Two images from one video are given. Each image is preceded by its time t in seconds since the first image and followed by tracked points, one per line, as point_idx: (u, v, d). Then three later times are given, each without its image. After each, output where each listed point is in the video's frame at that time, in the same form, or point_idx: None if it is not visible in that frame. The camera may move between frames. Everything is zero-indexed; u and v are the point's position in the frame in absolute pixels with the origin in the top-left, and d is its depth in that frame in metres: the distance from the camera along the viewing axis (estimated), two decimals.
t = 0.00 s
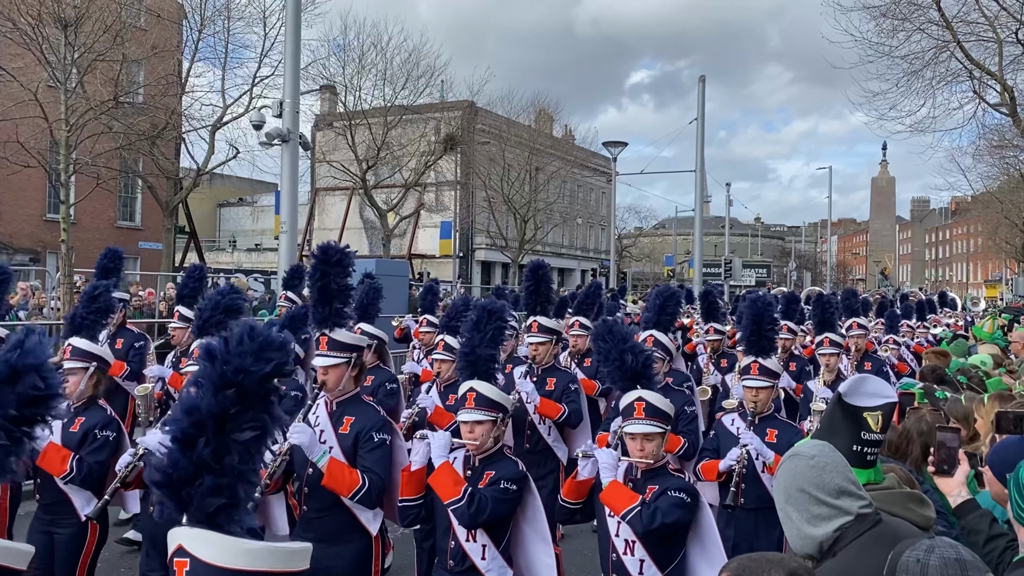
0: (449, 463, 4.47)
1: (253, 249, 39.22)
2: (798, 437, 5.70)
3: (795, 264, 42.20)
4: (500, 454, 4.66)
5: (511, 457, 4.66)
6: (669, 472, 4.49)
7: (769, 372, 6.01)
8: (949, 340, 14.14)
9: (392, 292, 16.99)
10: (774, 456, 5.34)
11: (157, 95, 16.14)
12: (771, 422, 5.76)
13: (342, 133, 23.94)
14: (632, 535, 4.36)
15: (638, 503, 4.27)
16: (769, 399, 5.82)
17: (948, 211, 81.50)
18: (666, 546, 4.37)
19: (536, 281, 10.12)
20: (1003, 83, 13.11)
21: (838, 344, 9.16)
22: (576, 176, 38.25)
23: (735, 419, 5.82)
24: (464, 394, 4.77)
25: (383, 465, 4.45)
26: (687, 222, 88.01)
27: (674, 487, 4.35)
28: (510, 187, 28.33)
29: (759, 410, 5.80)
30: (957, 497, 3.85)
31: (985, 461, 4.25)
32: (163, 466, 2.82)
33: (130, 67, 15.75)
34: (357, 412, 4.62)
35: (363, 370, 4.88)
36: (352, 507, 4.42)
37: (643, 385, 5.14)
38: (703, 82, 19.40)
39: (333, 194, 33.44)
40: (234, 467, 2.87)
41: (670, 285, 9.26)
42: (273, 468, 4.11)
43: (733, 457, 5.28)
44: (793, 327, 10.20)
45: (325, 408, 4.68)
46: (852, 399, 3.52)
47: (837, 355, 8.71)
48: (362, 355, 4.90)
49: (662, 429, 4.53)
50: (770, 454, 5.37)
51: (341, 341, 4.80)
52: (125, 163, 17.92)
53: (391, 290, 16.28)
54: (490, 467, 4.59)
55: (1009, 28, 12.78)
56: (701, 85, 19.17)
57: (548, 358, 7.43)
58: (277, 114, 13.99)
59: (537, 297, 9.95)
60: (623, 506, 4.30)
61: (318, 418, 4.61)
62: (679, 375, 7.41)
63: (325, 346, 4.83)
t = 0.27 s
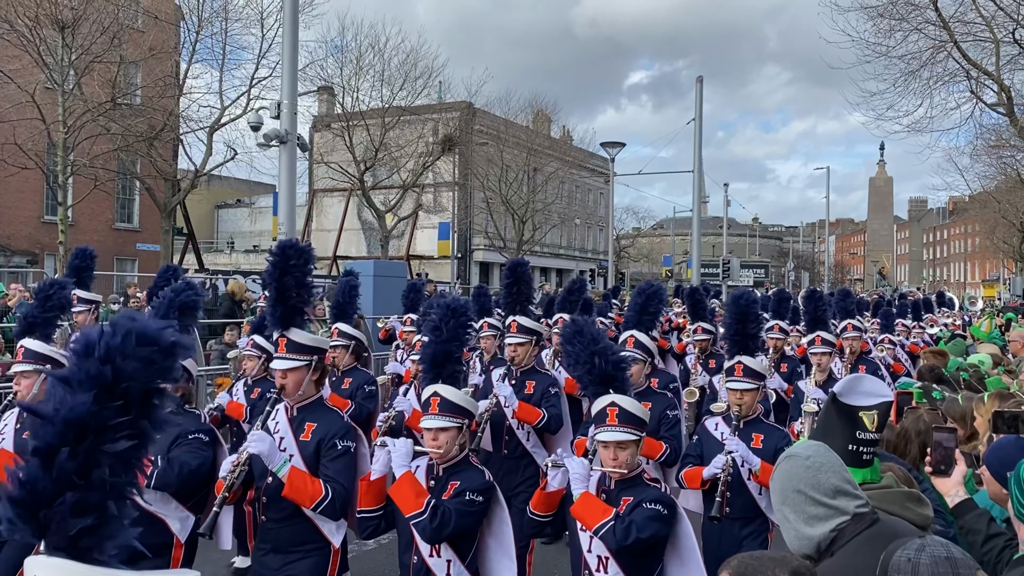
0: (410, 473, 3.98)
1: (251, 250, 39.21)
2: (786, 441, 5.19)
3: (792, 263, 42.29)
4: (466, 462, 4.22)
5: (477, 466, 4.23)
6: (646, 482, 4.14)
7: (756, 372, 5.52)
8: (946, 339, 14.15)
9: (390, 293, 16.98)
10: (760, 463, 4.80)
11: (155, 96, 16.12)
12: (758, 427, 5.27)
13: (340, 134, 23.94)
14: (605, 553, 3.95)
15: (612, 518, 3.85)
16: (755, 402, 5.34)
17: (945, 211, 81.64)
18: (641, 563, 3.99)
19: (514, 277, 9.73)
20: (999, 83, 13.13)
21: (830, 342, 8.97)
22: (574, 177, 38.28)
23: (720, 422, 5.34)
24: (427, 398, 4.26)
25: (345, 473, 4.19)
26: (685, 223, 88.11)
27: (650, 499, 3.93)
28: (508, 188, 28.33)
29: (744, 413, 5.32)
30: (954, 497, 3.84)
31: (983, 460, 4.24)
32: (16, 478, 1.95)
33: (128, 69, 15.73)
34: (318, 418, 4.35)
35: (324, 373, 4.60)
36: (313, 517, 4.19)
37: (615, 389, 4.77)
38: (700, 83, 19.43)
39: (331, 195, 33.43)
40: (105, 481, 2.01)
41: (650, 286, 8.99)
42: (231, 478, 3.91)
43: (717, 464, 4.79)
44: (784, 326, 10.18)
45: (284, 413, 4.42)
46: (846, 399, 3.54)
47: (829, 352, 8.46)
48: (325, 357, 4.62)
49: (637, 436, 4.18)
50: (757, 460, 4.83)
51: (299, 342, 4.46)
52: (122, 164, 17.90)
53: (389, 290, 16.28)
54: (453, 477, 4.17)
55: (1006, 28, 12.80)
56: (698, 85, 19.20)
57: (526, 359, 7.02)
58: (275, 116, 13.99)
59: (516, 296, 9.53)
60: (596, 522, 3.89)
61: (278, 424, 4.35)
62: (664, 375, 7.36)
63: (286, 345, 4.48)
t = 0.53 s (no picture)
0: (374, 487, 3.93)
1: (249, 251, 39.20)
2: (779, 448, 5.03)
3: (792, 263, 42.31)
4: (435, 477, 4.11)
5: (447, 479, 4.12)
6: (624, 497, 3.93)
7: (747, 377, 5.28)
8: (945, 339, 14.14)
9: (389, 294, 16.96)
10: (751, 473, 4.69)
11: (153, 97, 16.11)
12: (749, 434, 5.14)
13: (339, 134, 23.94)
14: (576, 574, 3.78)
15: (582, 537, 3.72)
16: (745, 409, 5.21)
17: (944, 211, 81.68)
18: None
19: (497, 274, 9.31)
20: (997, 83, 13.14)
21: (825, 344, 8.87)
22: (573, 177, 38.30)
23: (710, 431, 5.29)
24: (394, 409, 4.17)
25: (307, 487, 4.09)
26: (684, 223, 88.17)
27: (626, 517, 3.79)
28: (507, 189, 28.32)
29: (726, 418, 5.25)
30: (954, 497, 3.84)
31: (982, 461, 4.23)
32: None
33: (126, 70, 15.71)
34: (279, 428, 4.24)
35: (288, 380, 4.50)
36: (276, 534, 4.07)
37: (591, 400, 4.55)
38: (698, 83, 19.44)
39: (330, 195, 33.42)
40: None
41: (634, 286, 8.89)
42: (186, 491, 3.82)
43: (706, 476, 4.66)
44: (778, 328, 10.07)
45: (245, 422, 4.31)
46: (843, 397, 3.50)
47: (824, 355, 8.38)
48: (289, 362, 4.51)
49: (615, 449, 3.98)
50: (747, 470, 4.73)
51: (260, 346, 4.36)
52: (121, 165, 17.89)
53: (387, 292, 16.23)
54: (423, 492, 4.05)
55: (1004, 27, 12.81)
56: (697, 85, 19.21)
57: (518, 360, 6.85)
58: (274, 116, 13.97)
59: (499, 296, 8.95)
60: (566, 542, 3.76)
61: (237, 435, 4.24)
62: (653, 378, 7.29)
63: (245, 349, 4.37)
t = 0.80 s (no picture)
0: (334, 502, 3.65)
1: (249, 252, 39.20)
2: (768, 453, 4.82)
3: (791, 263, 42.36)
4: (400, 488, 3.92)
5: (414, 492, 3.93)
6: (595, 513, 3.76)
7: (735, 381, 5.02)
8: (944, 339, 14.14)
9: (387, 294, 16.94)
10: (739, 481, 4.47)
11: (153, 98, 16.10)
12: (737, 440, 4.93)
13: (338, 135, 23.94)
14: None
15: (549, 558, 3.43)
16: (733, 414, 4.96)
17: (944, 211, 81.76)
18: None
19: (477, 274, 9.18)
20: (996, 82, 13.15)
21: (817, 346, 8.74)
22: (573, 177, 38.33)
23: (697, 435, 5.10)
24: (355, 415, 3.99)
25: (261, 499, 3.91)
26: (683, 223, 88.23)
27: (596, 535, 3.60)
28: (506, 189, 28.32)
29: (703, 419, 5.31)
30: (953, 496, 3.84)
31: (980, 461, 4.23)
32: None
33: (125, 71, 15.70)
34: (232, 437, 4.09)
35: (242, 386, 4.36)
36: (229, 552, 3.94)
37: (560, 406, 4.33)
38: (698, 83, 19.45)
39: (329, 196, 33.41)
40: None
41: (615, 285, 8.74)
42: (129, 507, 3.65)
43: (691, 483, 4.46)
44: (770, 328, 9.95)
45: (198, 432, 4.15)
46: (841, 399, 3.52)
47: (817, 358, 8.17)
48: (242, 367, 4.38)
49: (585, 460, 3.77)
50: (735, 477, 4.51)
51: (208, 351, 4.23)
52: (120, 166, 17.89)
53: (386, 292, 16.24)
54: (386, 505, 3.86)
55: (1003, 27, 12.81)
56: (696, 85, 19.23)
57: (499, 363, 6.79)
58: (273, 117, 13.97)
59: (478, 295, 8.90)
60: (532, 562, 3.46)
61: (189, 445, 4.10)
62: (640, 383, 7.31)
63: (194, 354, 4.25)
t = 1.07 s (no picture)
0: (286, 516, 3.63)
1: (248, 251, 39.21)
2: (748, 458, 4.73)
3: (790, 263, 42.37)
4: (355, 503, 3.86)
5: (370, 509, 3.87)
6: (559, 533, 3.55)
7: (718, 383, 4.89)
8: (944, 337, 14.16)
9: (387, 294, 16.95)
10: (720, 488, 4.37)
11: (152, 97, 16.10)
12: (721, 444, 4.84)
13: (337, 134, 23.94)
14: None
15: None
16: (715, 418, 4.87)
17: (943, 210, 81.73)
18: None
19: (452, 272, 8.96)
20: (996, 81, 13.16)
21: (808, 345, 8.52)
22: (572, 176, 38.36)
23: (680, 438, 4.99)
24: (309, 425, 3.99)
25: (200, 515, 3.73)
26: (683, 222, 88.27)
27: (558, 558, 3.40)
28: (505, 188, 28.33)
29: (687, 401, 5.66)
30: (954, 496, 3.84)
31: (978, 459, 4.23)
32: None
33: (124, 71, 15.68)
34: (174, 446, 3.93)
35: (186, 391, 4.19)
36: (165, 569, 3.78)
37: (520, 414, 3.92)
38: (697, 82, 19.46)
39: (329, 195, 33.41)
40: None
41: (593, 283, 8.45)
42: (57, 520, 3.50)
43: (671, 490, 4.38)
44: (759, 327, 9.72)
45: (138, 438, 3.98)
46: (840, 396, 3.50)
47: (807, 358, 7.87)
48: (188, 370, 4.22)
49: (546, 474, 3.57)
50: (717, 484, 4.40)
51: (149, 352, 4.07)
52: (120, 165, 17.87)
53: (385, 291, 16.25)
54: (341, 520, 3.79)
55: (1002, 26, 12.81)
56: (695, 85, 19.24)
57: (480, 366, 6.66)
58: (272, 116, 13.96)
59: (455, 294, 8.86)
60: None
61: (128, 452, 3.94)
62: (626, 384, 7.31)
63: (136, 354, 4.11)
